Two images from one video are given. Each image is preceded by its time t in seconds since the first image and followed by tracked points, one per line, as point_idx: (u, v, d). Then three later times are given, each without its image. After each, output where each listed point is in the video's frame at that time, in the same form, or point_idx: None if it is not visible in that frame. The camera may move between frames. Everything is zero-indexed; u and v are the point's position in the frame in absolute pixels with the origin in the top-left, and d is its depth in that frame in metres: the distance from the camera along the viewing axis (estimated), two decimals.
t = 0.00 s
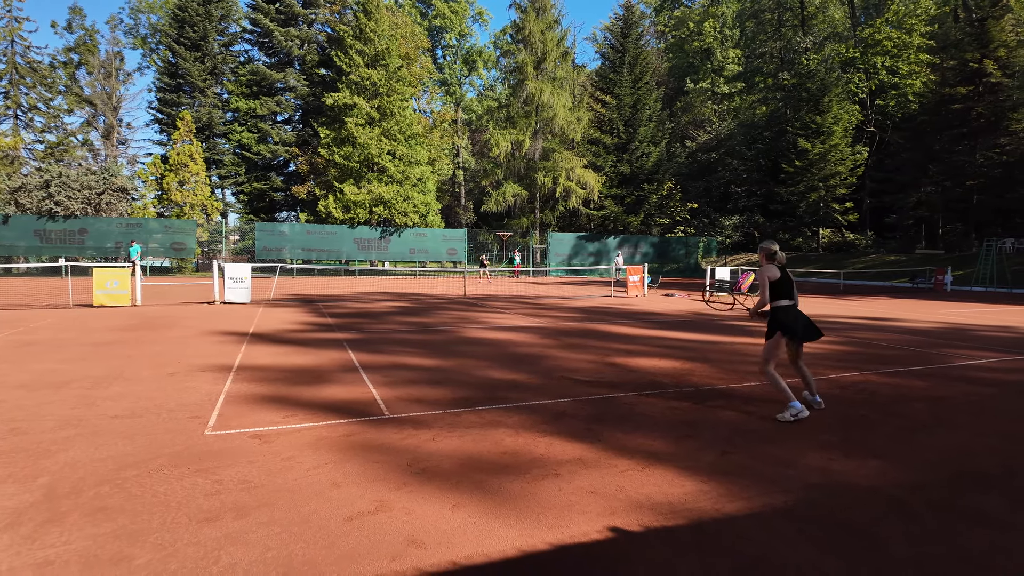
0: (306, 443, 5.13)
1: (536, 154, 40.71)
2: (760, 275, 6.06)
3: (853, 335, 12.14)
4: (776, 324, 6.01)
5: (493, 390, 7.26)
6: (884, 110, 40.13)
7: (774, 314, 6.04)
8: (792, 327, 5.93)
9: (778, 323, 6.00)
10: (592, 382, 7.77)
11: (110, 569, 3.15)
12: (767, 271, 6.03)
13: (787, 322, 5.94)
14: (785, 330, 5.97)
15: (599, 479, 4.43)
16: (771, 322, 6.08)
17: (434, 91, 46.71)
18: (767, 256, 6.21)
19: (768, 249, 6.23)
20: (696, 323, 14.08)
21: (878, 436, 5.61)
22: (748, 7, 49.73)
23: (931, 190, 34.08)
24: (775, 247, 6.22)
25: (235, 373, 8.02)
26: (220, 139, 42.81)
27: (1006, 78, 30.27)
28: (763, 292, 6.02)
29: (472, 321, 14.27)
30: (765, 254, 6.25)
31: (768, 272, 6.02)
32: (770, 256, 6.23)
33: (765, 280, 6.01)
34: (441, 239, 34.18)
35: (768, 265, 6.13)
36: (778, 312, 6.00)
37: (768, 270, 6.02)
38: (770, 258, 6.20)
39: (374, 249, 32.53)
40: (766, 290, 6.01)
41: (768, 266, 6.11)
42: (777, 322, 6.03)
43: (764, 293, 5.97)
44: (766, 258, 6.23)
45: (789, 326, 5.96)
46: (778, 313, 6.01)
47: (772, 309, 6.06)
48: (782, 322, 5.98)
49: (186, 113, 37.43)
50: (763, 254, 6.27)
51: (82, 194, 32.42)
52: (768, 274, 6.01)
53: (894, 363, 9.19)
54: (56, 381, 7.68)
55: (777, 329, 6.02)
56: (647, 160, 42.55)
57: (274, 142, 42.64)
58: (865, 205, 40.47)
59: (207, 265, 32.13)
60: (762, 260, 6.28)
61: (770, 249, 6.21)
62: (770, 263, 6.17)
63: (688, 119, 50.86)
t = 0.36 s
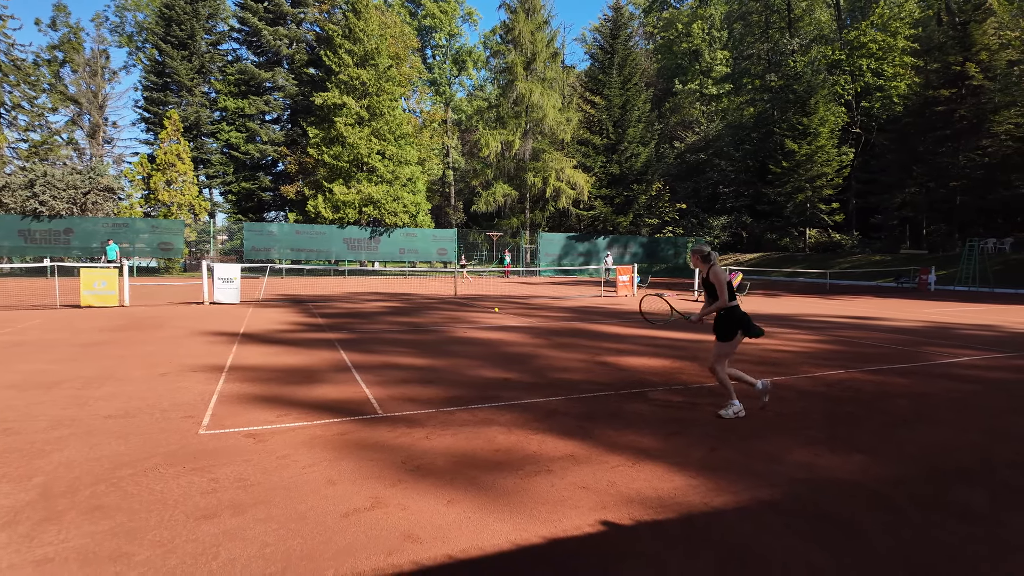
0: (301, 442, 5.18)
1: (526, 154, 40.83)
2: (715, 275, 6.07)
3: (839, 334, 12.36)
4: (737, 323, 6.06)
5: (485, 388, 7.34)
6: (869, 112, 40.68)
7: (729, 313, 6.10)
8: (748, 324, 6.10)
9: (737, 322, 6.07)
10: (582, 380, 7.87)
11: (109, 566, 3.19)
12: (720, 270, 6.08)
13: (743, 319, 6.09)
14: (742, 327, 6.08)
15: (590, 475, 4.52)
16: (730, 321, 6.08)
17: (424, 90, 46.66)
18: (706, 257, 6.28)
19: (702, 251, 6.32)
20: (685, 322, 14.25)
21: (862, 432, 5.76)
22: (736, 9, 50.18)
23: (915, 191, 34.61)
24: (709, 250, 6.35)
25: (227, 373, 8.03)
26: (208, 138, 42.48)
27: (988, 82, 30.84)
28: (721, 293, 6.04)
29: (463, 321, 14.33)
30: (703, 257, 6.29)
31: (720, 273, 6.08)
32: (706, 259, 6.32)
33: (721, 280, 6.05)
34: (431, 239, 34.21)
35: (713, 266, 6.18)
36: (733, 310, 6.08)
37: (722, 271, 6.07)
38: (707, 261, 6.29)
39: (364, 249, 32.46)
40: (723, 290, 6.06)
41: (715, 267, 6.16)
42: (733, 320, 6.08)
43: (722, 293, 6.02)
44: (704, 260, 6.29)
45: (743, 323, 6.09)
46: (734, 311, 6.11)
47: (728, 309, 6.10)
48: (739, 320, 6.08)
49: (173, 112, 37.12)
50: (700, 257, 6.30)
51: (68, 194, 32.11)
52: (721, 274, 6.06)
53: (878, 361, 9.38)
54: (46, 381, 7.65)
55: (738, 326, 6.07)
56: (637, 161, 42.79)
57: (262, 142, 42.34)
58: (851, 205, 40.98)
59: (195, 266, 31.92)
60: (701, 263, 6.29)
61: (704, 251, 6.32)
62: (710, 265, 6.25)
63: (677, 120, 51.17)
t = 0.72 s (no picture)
0: (304, 439, 5.26)
1: (523, 154, 40.93)
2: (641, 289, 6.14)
3: (833, 333, 12.51)
4: (662, 335, 6.26)
5: (484, 386, 7.45)
6: (864, 112, 40.94)
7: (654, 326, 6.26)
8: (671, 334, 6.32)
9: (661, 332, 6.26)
10: (580, 379, 7.98)
11: (122, 557, 3.28)
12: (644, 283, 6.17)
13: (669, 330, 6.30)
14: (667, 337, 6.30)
15: (589, 470, 4.63)
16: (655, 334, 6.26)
17: (421, 90, 46.68)
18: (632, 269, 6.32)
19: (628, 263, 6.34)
20: (681, 321, 14.38)
21: (854, 428, 5.89)
22: (731, 10, 50.40)
23: (909, 191, 34.87)
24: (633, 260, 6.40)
25: (228, 372, 8.11)
26: (205, 138, 42.44)
27: (981, 83, 31.08)
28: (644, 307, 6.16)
29: (461, 320, 14.43)
30: (626, 268, 6.33)
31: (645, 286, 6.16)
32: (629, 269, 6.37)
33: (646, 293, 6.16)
34: (428, 239, 34.26)
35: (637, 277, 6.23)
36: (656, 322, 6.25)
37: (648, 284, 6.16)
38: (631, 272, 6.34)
39: (361, 249, 32.48)
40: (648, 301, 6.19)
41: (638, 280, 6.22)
42: (655, 332, 6.27)
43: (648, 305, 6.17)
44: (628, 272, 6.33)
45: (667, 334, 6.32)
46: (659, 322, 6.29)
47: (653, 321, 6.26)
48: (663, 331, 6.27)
49: (169, 112, 37.05)
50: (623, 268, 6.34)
51: (64, 193, 32.10)
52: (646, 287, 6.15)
53: (871, 359, 9.54)
54: (48, 380, 7.71)
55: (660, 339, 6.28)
56: (633, 161, 42.94)
57: (259, 142, 42.28)
58: (846, 206, 41.18)
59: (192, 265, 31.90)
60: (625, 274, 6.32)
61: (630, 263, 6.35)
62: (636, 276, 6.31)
63: (673, 120, 51.34)
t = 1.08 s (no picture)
0: (313, 434, 5.33)
1: (524, 154, 40.97)
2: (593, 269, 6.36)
3: (835, 332, 12.56)
4: (609, 320, 6.38)
5: (489, 384, 7.51)
6: (866, 112, 40.93)
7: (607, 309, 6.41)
8: (622, 320, 6.33)
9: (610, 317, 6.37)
10: (584, 377, 8.05)
11: (140, 548, 3.35)
12: (599, 264, 6.32)
13: (620, 316, 6.32)
14: (615, 322, 6.37)
15: (595, 465, 4.69)
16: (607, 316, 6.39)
17: (422, 90, 46.73)
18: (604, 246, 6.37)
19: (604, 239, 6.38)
20: (684, 320, 14.45)
21: (856, 424, 5.94)
22: (733, 9, 50.42)
23: (911, 191, 34.89)
24: (611, 238, 6.40)
25: (235, 369, 8.18)
26: (207, 138, 42.57)
27: (984, 82, 31.07)
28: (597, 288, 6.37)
29: (465, 319, 14.50)
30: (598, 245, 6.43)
31: (598, 266, 6.31)
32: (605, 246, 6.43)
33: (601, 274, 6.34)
34: (431, 238, 34.34)
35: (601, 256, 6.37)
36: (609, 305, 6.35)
37: (600, 265, 6.31)
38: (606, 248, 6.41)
39: (363, 248, 32.54)
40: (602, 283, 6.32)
41: (601, 258, 6.36)
42: (607, 314, 6.42)
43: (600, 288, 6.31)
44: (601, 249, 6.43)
45: (618, 319, 6.35)
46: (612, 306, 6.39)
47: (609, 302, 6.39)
48: (613, 316, 6.35)
49: (172, 111, 37.17)
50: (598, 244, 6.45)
51: (68, 193, 32.25)
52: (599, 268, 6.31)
53: (873, 357, 9.59)
54: (58, 377, 7.80)
55: (608, 324, 6.41)
56: (635, 161, 43.02)
57: (262, 141, 42.38)
58: (848, 205, 41.15)
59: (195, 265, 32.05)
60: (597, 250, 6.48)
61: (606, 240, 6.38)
62: (604, 255, 6.38)
63: (675, 120, 51.32)
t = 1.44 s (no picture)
0: (319, 432, 5.35)
1: (529, 152, 40.92)
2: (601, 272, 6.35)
3: (840, 331, 12.51)
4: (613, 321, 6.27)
5: (494, 383, 7.51)
6: (872, 110, 40.72)
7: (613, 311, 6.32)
8: (625, 323, 6.16)
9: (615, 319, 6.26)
10: (588, 376, 8.04)
11: (149, 545, 3.37)
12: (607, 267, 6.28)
13: (625, 319, 6.17)
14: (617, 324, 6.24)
15: (600, 464, 4.68)
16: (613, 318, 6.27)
17: (427, 89, 46.72)
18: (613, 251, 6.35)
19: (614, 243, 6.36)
20: (689, 319, 14.42)
21: (863, 423, 5.92)
22: (738, 7, 50.26)
23: (918, 189, 34.72)
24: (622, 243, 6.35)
25: (240, 368, 8.21)
26: (213, 137, 42.75)
27: (991, 80, 30.91)
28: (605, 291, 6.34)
29: (469, 317, 14.51)
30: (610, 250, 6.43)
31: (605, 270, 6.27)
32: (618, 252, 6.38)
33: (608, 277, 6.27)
34: (435, 237, 34.34)
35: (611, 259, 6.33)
36: (614, 307, 6.23)
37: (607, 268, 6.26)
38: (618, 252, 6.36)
39: (368, 247, 32.61)
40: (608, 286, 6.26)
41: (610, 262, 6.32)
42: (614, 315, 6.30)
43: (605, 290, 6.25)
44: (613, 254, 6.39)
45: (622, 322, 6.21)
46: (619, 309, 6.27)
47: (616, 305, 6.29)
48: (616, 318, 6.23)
49: (177, 111, 37.28)
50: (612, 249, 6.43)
51: (74, 192, 32.42)
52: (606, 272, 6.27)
53: (879, 356, 9.54)
54: (66, 375, 7.85)
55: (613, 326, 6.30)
56: (639, 159, 42.96)
57: (266, 140, 42.50)
58: (854, 204, 40.94)
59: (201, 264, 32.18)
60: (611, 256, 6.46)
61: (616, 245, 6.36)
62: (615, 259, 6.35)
63: (680, 118, 51.19)
